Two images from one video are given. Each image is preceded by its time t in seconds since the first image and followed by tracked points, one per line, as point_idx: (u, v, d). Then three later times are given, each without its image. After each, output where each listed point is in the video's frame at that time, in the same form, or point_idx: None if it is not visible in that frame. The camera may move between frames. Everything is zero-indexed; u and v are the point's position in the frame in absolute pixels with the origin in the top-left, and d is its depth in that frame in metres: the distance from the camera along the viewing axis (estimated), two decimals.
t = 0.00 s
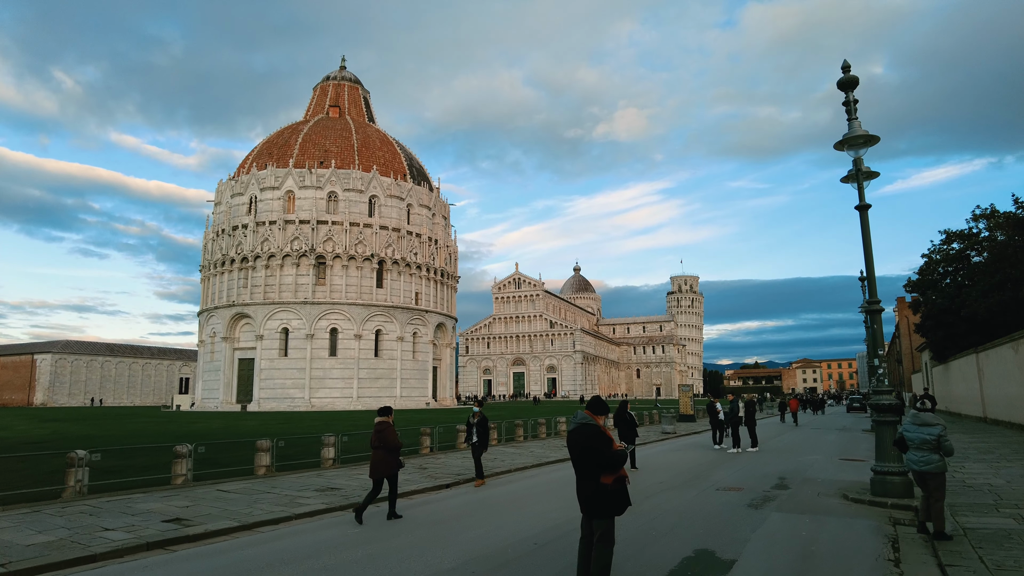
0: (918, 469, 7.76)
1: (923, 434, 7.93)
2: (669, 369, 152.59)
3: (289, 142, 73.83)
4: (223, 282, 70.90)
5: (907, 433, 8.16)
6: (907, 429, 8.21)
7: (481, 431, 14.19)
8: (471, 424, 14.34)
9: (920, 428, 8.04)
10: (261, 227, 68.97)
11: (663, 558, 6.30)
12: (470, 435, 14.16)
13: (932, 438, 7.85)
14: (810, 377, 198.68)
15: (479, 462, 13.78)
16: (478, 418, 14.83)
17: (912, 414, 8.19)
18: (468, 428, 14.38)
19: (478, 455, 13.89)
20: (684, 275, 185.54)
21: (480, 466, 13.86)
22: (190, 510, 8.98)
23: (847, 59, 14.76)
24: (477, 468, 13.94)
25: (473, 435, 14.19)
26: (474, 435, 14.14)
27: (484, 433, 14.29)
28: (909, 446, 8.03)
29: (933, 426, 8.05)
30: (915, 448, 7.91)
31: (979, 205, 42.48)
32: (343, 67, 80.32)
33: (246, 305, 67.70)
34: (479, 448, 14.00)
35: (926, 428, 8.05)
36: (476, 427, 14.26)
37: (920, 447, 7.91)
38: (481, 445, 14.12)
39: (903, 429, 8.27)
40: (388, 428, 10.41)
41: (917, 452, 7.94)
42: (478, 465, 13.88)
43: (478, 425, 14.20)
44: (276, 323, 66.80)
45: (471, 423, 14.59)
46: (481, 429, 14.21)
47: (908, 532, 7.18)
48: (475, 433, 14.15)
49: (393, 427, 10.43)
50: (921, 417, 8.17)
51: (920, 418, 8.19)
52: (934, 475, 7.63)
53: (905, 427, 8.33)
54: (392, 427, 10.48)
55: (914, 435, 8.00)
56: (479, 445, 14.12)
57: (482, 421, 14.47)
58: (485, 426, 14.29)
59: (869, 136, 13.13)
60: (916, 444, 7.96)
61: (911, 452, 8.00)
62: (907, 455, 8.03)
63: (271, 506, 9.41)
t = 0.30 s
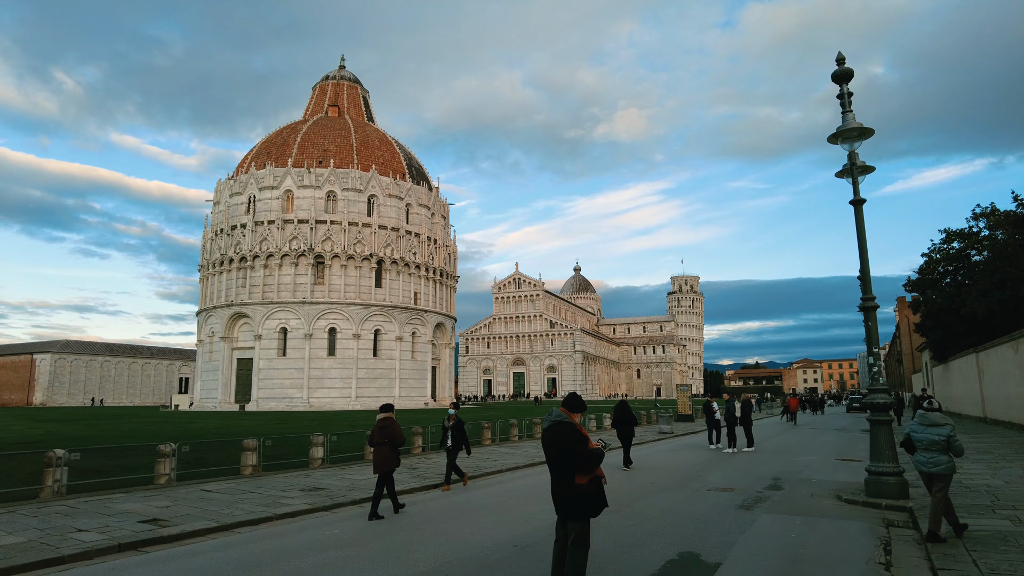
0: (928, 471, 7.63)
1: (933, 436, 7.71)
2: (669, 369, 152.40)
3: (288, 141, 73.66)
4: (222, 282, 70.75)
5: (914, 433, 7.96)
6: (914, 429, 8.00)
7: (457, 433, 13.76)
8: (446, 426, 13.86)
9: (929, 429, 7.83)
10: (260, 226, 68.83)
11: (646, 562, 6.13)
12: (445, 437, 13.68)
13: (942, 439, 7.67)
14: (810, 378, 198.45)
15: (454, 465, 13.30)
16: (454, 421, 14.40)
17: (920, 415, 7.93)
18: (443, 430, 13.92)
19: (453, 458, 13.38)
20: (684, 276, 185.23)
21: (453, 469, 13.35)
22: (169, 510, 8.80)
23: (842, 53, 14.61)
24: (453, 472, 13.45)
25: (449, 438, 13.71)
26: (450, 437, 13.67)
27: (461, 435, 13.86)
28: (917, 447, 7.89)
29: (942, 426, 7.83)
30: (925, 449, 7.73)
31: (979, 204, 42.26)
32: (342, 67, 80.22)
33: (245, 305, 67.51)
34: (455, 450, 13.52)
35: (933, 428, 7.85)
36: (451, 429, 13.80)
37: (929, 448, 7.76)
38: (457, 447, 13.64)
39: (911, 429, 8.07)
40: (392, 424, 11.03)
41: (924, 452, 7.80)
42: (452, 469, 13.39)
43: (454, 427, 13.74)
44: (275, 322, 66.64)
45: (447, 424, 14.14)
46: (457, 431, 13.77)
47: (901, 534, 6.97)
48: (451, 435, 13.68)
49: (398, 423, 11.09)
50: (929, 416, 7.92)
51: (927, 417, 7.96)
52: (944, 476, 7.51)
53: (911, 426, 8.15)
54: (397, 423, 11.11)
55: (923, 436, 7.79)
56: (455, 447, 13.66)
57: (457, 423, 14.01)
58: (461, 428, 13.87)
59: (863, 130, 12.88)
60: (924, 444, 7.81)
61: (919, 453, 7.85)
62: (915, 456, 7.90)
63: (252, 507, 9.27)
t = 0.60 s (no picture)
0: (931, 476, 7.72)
1: (931, 439, 7.78)
2: (664, 369, 152.33)
3: (282, 140, 73.31)
4: (214, 281, 70.35)
5: (913, 437, 8.02)
6: (913, 433, 8.05)
7: (425, 435, 13.31)
8: (415, 428, 13.43)
9: (926, 432, 7.88)
10: (253, 225, 68.48)
11: (619, 569, 5.91)
12: (414, 438, 13.25)
13: (940, 442, 7.72)
14: (805, 378, 198.64)
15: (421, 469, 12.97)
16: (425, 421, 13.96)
17: (918, 419, 7.96)
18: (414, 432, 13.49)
19: (418, 462, 12.98)
20: (680, 276, 185.20)
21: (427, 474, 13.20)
22: (138, 512, 8.54)
23: (831, 49, 14.37)
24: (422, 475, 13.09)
25: (417, 439, 13.30)
26: (419, 438, 13.23)
27: (428, 438, 13.41)
28: (916, 452, 7.97)
29: (939, 428, 7.92)
30: (926, 453, 7.80)
31: (973, 205, 42.23)
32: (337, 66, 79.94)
33: (237, 304, 67.16)
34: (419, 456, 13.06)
35: (931, 431, 7.90)
36: (419, 431, 13.36)
37: (929, 451, 7.84)
38: (423, 451, 13.22)
39: (908, 433, 8.15)
40: (387, 423, 11.25)
41: (926, 455, 7.91)
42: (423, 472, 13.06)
43: (422, 428, 13.31)
44: (267, 322, 66.29)
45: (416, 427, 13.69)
46: (424, 433, 13.32)
47: (890, 539, 6.81)
48: (418, 437, 13.27)
49: (392, 421, 11.32)
50: (924, 419, 7.99)
51: (924, 420, 8.01)
52: (948, 481, 7.65)
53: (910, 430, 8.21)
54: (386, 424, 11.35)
55: (922, 441, 7.85)
56: (422, 452, 13.25)
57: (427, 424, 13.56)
58: (429, 429, 13.42)
59: (851, 125, 12.59)
60: (924, 448, 7.88)
61: (919, 457, 7.95)
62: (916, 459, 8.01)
63: (226, 509, 9.05)
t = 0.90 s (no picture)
0: (907, 474, 7.15)
1: (909, 436, 7.24)
2: (646, 369, 153.03)
3: (262, 137, 72.46)
4: (192, 279, 69.37)
5: (889, 434, 7.44)
6: (888, 430, 7.47)
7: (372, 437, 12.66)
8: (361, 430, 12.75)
9: (903, 429, 7.33)
10: (232, 223, 67.63)
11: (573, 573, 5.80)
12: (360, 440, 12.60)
13: (917, 439, 7.22)
14: (785, 379, 200.50)
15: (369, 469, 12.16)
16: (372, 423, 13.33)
17: (895, 414, 7.44)
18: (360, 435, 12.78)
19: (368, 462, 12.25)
20: (662, 277, 186.19)
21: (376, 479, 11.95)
22: (85, 517, 8.22)
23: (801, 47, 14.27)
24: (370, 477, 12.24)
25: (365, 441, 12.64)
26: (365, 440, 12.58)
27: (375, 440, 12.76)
28: (891, 449, 7.39)
29: (914, 425, 7.43)
30: (901, 451, 7.26)
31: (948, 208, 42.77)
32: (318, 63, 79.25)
33: (215, 303, 66.26)
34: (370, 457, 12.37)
35: (907, 429, 7.37)
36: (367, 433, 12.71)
37: (906, 448, 7.26)
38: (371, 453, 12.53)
39: (882, 430, 7.57)
40: (369, 427, 11.25)
41: (900, 454, 7.34)
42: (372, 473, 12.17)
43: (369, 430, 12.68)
44: (246, 321, 65.46)
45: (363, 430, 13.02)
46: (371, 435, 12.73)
47: (853, 539, 6.71)
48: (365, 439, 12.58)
49: (373, 424, 11.27)
50: (901, 416, 7.46)
51: (900, 418, 7.48)
52: (923, 479, 7.12)
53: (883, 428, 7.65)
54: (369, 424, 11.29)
55: (899, 437, 7.29)
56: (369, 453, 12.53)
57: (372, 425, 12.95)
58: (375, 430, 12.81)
59: (819, 122, 12.47)
60: (901, 445, 7.30)
61: (895, 454, 7.37)
62: (889, 457, 7.43)
63: (181, 512, 8.77)
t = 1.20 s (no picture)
0: (896, 482, 6.69)
1: (900, 442, 6.79)
2: (638, 371, 153.11)
3: (251, 138, 72.08)
4: (181, 281, 68.86)
5: (877, 440, 6.99)
6: (876, 436, 7.01)
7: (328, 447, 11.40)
8: (314, 440, 11.50)
9: (893, 435, 6.89)
10: (221, 225, 67.19)
11: None
12: (312, 453, 11.38)
13: (909, 445, 6.77)
14: (777, 380, 201.01)
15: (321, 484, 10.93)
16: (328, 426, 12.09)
17: (884, 420, 6.97)
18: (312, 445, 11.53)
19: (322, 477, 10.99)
20: (655, 279, 186.46)
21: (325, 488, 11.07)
22: (46, 527, 7.98)
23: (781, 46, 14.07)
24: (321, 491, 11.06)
25: (316, 454, 11.37)
26: (317, 453, 11.33)
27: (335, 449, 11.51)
28: (879, 457, 6.91)
29: (906, 431, 6.97)
30: (893, 458, 6.75)
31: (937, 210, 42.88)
32: (309, 64, 78.96)
33: (204, 305, 65.77)
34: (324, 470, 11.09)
35: (897, 435, 6.93)
36: (321, 442, 11.42)
37: (896, 456, 6.78)
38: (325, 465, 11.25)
39: (870, 436, 7.09)
40: (365, 427, 11.07)
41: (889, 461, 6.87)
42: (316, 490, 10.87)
43: (324, 440, 11.39)
44: (235, 323, 65.01)
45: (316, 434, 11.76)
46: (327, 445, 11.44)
47: (828, 549, 6.55)
48: (318, 451, 11.33)
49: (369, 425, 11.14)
50: (890, 421, 7.01)
51: (889, 422, 7.03)
52: (911, 488, 6.70)
53: (870, 433, 7.16)
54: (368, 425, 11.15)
55: (890, 444, 6.82)
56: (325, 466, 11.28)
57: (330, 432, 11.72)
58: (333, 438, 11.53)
59: (798, 123, 12.22)
60: (890, 453, 6.83)
61: (883, 462, 6.87)
62: (877, 464, 6.94)
63: (146, 520, 8.54)
